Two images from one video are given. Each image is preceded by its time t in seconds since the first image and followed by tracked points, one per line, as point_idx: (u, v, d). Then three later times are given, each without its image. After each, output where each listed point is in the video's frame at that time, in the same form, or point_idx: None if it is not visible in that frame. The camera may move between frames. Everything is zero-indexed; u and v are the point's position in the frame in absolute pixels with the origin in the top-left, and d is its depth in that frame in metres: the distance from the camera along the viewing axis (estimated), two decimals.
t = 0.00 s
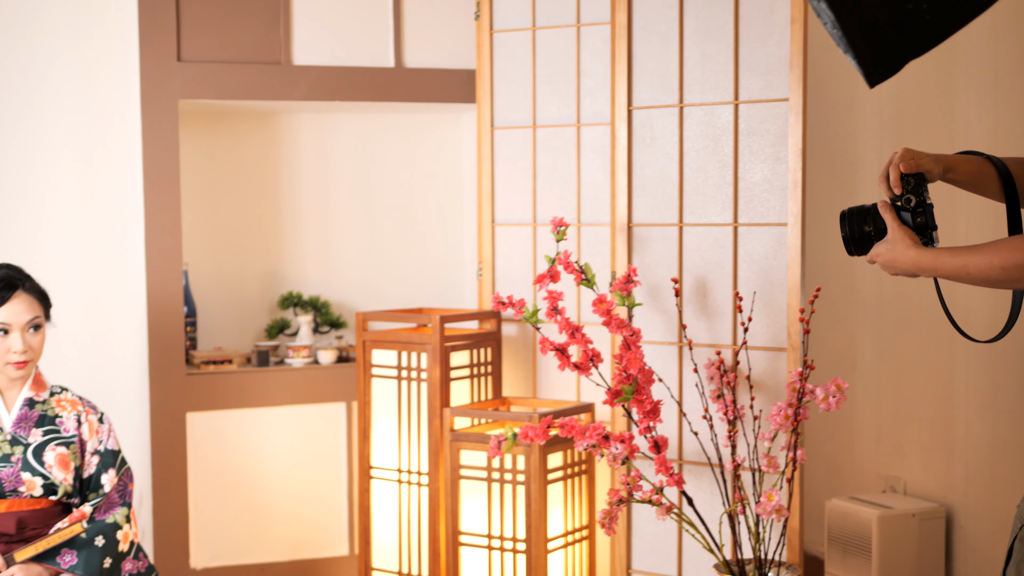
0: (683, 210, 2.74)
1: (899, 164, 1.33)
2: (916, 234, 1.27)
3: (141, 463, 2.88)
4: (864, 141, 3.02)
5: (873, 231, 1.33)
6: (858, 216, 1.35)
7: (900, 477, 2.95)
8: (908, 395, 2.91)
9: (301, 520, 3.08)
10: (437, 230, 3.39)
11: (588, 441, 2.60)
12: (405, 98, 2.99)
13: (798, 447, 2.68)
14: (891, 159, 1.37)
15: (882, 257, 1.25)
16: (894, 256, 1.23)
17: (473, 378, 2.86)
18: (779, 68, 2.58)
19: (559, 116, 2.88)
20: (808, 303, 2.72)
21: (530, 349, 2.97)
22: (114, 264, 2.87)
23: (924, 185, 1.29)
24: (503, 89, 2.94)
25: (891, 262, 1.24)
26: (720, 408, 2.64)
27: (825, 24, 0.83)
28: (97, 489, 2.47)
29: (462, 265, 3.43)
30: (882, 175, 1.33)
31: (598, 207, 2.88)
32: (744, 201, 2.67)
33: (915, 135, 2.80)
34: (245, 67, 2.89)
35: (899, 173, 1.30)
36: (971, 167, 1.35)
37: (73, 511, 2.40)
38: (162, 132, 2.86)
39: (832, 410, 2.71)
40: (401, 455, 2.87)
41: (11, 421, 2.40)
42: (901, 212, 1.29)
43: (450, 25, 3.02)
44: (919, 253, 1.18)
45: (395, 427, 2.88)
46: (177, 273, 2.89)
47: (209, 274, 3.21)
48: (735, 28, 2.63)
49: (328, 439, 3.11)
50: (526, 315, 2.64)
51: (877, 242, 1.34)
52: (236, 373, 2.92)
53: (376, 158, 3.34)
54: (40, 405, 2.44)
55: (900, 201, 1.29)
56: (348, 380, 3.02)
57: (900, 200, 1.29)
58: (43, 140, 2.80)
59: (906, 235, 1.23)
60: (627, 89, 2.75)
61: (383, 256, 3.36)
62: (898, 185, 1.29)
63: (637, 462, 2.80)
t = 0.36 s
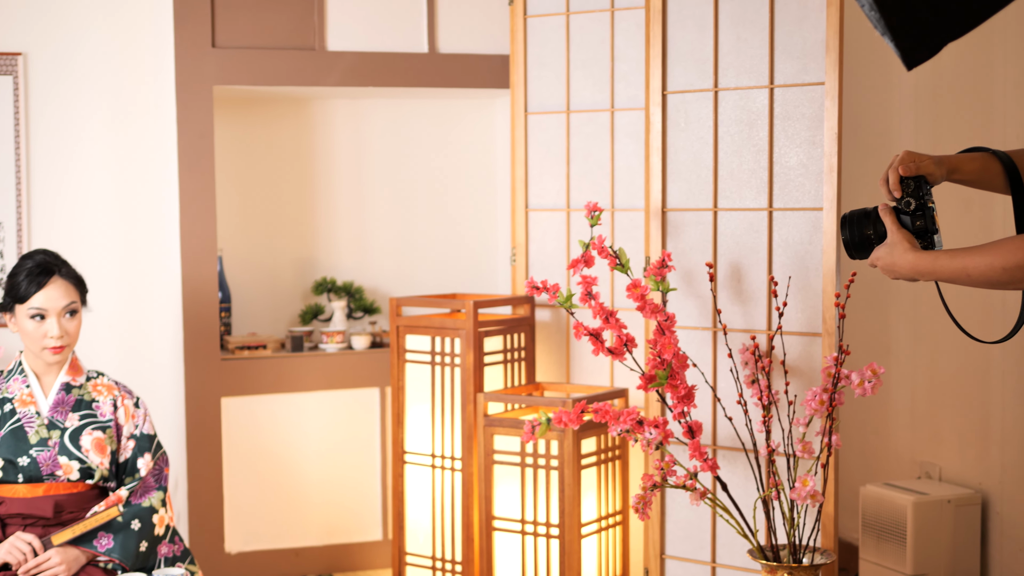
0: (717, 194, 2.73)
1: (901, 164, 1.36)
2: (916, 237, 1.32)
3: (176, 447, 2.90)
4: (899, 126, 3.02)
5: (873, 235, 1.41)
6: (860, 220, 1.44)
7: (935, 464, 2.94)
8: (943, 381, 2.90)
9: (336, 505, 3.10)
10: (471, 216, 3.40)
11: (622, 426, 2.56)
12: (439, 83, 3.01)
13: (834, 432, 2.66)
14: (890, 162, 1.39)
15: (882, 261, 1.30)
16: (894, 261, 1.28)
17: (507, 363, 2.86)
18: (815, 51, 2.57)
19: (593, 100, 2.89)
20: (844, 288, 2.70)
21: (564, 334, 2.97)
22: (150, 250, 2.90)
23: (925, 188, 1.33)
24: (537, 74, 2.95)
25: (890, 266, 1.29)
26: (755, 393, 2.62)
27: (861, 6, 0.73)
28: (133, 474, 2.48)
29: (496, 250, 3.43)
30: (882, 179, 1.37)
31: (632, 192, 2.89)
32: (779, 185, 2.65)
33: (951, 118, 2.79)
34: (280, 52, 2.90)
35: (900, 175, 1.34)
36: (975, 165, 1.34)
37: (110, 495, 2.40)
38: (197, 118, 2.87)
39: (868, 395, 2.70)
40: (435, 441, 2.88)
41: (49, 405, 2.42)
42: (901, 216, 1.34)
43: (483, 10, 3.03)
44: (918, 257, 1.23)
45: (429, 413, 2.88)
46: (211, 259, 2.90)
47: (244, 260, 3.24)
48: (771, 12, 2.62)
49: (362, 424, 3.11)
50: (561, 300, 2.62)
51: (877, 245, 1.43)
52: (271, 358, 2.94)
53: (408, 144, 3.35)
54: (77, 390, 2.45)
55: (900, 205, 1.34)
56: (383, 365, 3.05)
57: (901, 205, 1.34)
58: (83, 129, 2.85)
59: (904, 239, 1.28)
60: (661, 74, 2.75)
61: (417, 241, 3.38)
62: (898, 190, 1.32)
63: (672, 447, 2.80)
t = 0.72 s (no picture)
0: (739, 182, 2.72)
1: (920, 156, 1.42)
2: (940, 230, 1.36)
3: (199, 435, 2.92)
4: (921, 114, 3.02)
5: (896, 228, 1.43)
6: (882, 214, 1.46)
7: (957, 452, 2.94)
8: (966, 370, 2.90)
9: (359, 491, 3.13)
10: (492, 204, 3.42)
11: (644, 415, 2.53)
12: (459, 71, 3.03)
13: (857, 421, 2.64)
14: (915, 154, 1.47)
15: (906, 255, 1.33)
16: (919, 254, 1.31)
17: (528, 351, 2.87)
18: (837, 38, 2.54)
19: (614, 88, 2.91)
20: (867, 276, 2.68)
21: (586, 323, 2.97)
22: (172, 238, 2.91)
23: (947, 180, 1.36)
24: (559, 62, 2.98)
25: (913, 260, 1.32)
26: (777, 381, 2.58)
27: None
28: (156, 461, 2.48)
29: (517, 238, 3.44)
30: (905, 172, 1.43)
31: (654, 180, 2.89)
32: (801, 172, 2.63)
33: (974, 105, 2.78)
34: (302, 40, 2.92)
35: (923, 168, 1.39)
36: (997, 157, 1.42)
37: (133, 483, 2.39)
38: (219, 105, 2.89)
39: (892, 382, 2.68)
40: (456, 429, 2.88)
41: (72, 392, 2.41)
42: (924, 210, 1.37)
43: None
44: (942, 251, 1.27)
45: (450, 400, 2.89)
46: (233, 247, 2.92)
47: (266, 249, 3.27)
48: None
49: (383, 412, 3.14)
50: (582, 286, 2.60)
51: (900, 239, 1.45)
52: (293, 345, 2.97)
53: (429, 132, 3.36)
54: (100, 376, 2.44)
55: (922, 198, 1.38)
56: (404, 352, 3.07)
57: (924, 198, 1.37)
58: (106, 117, 2.86)
59: (928, 232, 1.32)
60: (683, 61, 2.75)
61: (439, 229, 3.40)
62: (921, 182, 1.38)
63: (694, 434, 2.79)
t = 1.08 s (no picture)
0: (756, 172, 2.71)
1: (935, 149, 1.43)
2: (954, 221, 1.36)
3: (216, 426, 2.93)
4: (938, 105, 3.01)
5: (910, 220, 1.45)
6: (897, 205, 1.47)
7: (974, 444, 2.93)
8: (982, 361, 2.90)
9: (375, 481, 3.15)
10: (508, 195, 3.42)
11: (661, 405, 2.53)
12: (476, 61, 3.04)
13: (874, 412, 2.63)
14: (930, 144, 1.50)
15: (921, 246, 1.35)
16: (934, 245, 1.33)
17: (544, 343, 2.87)
18: (855, 28, 2.52)
19: (631, 79, 2.92)
20: (883, 267, 2.69)
21: (603, 314, 2.98)
22: (190, 229, 2.92)
23: (961, 171, 1.37)
24: (575, 53, 2.99)
25: (928, 251, 1.34)
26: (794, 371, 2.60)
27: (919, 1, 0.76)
28: (174, 452, 2.48)
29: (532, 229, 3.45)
30: (919, 163, 1.45)
31: (671, 171, 2.90)
32: (818, 163, 2.61)
33: (991, 95, 2.78)
34: (319, 32, 2.93)
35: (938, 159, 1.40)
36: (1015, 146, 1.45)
37: (150, 473, 2.39)
38: (237, 97, 2.90)
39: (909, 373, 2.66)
40: (472, 420, 2.89)
41: (90, 383, 2.41)
42: (940, 200, 1.38)
43: None
44: (957, 241, 1.28)
45: (466, 391, 2.90)
46: (250, 239, 2.93)
47: (282, 240, 3.29)
48: None
49: (400, 404, 3.15)
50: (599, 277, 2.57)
51: (914, 229, 1.46)
52: (310, 336, 2.99)
53: (446, 124, 3.37)
54: (118, 367, 2.45)
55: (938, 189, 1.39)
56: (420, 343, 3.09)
57: (939, 188, 1.38)
58: (122, 108, 2.87)
59: (943, 223, 1.33)
60: (700, 52, 2.75)
61: (455, 220, 3.41)
62: (936, 173, 1.39)
63: (710, 426, 2.79)
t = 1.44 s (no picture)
0: (778, 161, 2.70)
1: (954, 142, 1.44)
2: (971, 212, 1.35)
3: (238, 414, 2.94)
4: (961, 94, 3.01)
5: (929, 212, 1.43)
6: (915, 199, 1.46)
7: (997, 434, 2.92)
8: (1005, 351, 2.89)
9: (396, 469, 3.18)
10: (527, 185, 3.43)
11: (682, 393, 2.54)
12: (495, 51, 3.05)
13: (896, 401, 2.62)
14: (948, 138, 1.51)
15: (939, 239, 1.33)
16: (951, 238, 1.31)
17: (565, 332, 2.87)
18: (876, 15, 2.51)
19: (652, 68, 2.92)
20: (905, 256, 2.69)
21: (624, 304, 2.98)
22: (211, 219, 2.94)
23: (979, 162, 1.39)
24: (595, 43, 2.99)
25: (946, 244, 1.32)
26: (816, 359, 2.61)
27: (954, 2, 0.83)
28: (196, 441, 2.48)
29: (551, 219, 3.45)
30: (937, 155, 1.45)
31: (692, 161, 2.90)
32: (840, 151, 2.60)
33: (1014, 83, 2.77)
34: (339, 22, 2.94)
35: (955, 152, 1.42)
36: None
37: (172, 461, 2.39)
38: (257, 86, 2.91)
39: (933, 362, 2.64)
40: (493, 409, 2.89)
41: (112, 371, 2.42)
42: (958, 193, 1.38)
43: None
44: (976, 232, 1.27)
45: (487, 380, 2.90)
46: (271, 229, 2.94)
47: (303, 228, 3.31)
48: None
49: (420, 393, 3.17)
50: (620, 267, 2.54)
51: (931, 223, 1.45)
52: (331, 325, 3.01)
53: (466, 114, 3.38)
54: (139, 356, 2.46)
55: (955, 181, 1.39)
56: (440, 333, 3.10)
57: (956, 180, 1.38)
58: (144, 101, 2.88)
59: (961, 215, 1.32)
60: (721, 40, 2.75)
61: (474, 210, 3.42)
62: (954, 165, 1.41)
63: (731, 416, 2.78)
